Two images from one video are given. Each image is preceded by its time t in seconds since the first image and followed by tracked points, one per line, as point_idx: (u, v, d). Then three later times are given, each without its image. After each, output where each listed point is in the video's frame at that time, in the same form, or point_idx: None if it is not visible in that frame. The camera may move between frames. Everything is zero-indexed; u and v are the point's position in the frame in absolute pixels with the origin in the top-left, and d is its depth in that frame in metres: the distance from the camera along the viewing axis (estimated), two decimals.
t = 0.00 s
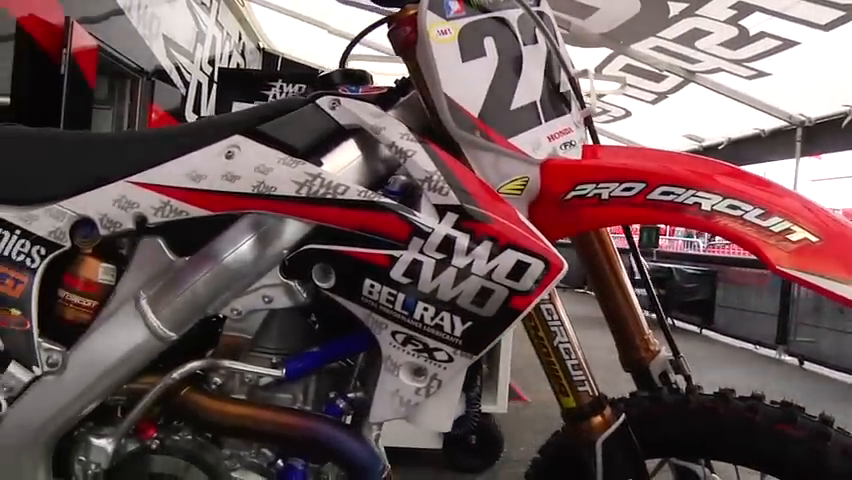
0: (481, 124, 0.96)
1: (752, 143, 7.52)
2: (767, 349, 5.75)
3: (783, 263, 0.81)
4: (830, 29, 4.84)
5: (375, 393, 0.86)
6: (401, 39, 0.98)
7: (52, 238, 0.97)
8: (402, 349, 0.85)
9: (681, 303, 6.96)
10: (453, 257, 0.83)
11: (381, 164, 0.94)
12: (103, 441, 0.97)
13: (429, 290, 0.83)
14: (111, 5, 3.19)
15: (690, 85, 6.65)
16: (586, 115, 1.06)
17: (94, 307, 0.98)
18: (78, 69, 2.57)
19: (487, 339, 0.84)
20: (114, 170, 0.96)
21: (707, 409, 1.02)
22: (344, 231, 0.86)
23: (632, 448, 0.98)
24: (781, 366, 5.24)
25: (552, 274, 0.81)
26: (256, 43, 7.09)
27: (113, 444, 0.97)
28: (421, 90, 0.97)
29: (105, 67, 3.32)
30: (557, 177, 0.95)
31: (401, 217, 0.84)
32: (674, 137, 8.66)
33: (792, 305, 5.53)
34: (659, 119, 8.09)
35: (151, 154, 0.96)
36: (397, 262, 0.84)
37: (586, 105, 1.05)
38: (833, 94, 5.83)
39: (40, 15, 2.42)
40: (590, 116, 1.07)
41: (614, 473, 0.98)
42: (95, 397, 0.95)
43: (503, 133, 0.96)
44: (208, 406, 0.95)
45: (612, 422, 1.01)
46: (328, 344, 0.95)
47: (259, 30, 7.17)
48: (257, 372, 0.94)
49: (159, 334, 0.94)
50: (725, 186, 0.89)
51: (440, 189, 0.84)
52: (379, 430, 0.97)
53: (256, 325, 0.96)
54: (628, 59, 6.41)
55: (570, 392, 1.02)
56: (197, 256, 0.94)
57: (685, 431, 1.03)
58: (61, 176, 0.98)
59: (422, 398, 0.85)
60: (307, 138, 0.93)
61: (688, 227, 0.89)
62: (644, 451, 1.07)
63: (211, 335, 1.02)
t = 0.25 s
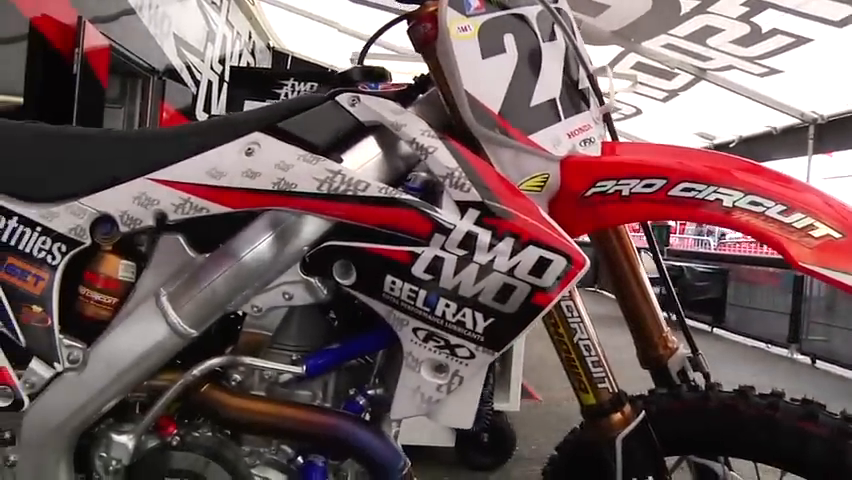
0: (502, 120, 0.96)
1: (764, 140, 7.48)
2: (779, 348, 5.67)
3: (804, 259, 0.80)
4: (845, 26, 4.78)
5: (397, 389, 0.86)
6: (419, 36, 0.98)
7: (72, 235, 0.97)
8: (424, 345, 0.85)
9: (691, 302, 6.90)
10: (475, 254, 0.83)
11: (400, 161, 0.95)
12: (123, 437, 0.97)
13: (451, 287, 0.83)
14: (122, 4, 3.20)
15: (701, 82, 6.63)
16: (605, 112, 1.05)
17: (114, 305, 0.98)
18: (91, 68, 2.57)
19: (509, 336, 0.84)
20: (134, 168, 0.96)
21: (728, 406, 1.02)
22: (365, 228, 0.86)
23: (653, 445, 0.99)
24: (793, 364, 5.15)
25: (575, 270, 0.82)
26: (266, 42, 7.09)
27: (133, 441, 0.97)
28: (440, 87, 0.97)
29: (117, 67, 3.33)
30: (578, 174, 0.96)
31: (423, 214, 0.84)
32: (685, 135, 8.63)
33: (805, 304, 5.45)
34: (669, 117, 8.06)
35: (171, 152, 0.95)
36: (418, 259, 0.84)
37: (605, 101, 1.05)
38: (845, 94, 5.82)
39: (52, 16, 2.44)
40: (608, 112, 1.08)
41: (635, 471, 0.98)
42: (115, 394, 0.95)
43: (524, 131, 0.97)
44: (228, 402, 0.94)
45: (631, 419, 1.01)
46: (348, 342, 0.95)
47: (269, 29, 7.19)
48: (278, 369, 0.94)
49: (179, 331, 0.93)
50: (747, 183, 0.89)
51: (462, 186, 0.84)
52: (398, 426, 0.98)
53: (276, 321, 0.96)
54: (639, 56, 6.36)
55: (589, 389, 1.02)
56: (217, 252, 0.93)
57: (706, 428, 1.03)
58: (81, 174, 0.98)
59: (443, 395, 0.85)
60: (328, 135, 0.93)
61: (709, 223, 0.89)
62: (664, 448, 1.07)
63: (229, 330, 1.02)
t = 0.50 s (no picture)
0: (521, 116, 0.97)
1: (776, 137, 7.43)
2: (790, 346, 5.54)
3: (825, 254, 0.80)
4: None
5: (417, 385, 0.87)
6: (438, 32, 0.98)
7: (92, 231, 0.97)
8: (444, 341, 0.86)
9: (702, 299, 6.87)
10: (495, 249, 0.83)
11: (418, 157, 0.96)
12: (143, 432, 0.97)
13: (471, 282, 0.84)
14: (133, 3, 3.20)
15: (711, 79, 6.60)
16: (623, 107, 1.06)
17: (134, 300, 0.98)
18: (101, 66, 2.58)
19: (530, 330, 0.84)
20: (153, 164, 0.96)
21: (746, 402, 1.02)
22: (385, 224, 0.86)
23: (671, 440, 1.00)
24: (804, 362, 5.11)
25: (595, 265, 0.82)
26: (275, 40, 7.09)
27: (153, 436, 0.97)
28: (460, 84, 0.98)
29: (127, 65, 3.34)
30: (597, 170, 0.95)
31: (443, 209, 0.84)
32: (696, 132, 8.59)
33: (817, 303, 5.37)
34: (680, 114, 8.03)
35: (190, 148, 0.96)
36: (438, 254, 0.84)
37: (623, 97, 1.05)
38: None
39: (64, 13, 2.45)
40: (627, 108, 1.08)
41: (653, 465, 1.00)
42: (135, 389, 0.95)
43: (543, 126, 0.97)
44: (249, 397, 0.93)
45: (650, 414, 1.01)
46: (367, 337, 0.95)
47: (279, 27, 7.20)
48: (297, 364, 0.93)
49: (198, 326, 0.93)
50: (767, 178, 0.89)
51: (482, 181, 0.85)
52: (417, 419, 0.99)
53: (295, 316, 0.97)
54: (648, 53, 6.34)
55: (608, 385, 1.02)
56: (235, 248, 0.93)
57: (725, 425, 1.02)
58: (100, 170, 0.98)
59: (464, 390, 0.86)
60: (347, 130, 0.94)
61: (729, 218, 0.88)
62: (682, 444, 1.07)
63: (249, 326, 1.04)
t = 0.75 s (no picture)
0: (540, 110, 0.97)
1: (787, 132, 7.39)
2: (800, 342, 5.45)
3: (847, 247, 0.79)
4: None
5: (436, 379, 0.87)
6: (456, 26, 0.99)
7: (111, 226, 0.97)
8: (464, 335, 0.86)
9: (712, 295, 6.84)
10: (516, 243, 0.83)
11: (436, 152, 0.97)
12: (163, 427, 0.96)
13: (492, 276, 0.84)
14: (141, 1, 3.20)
15: (721, 74, 6.56)
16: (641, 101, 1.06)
17: (153, 295, 0.98)
18: (110, 65, 2.60)
19: (550, 324, 0.84)
20: (172, 160, 0.96)
21: (765, 397, 1.02)
22: (405, 217, 0.87)
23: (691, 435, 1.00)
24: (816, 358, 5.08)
25: (616, 259, 0.82)
26: (284, 37, 7.07)
27: (172, 430, 0.96)
28: (479, 79, 0.98)
29: (135, 63, 3.34)
30: (616, 164, 0.95)
31: (464, 203, 0.85)
32: (706, 127, 8.55)
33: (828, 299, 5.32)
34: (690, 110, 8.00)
35: (208, 143, 0.95)
36: (458, 248, 0.84)
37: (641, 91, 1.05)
38: None
39: (74, 13, 2.47)
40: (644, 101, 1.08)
41: (673, 459, 1.00)
42: (154, 385, 0.96)
43: (562, 119, 0.97)
44: (268, 392, 0.93)
45: (668, 408, 1.01)
46: (386, 331, 0.95)
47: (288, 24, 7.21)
48: (315, 358, 0.93)
49: (218, 320, 0.93)
50: (788, 171, 0.88)
51: (502, 174, 0.85)
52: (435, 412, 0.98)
53: (314, 311, 0.95)
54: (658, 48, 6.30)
55: (627, 379, 1.02)
56: (253, 243, 0.93)
57: (744, 419, 1.02)
58: (118, 165, 0.98)
59: (484, 384, 0.86)
60: (365, 125, 0.94)
61: (749, 212, 0.88)
62: (700, 438, 1.06)
63: (266, 323, 1.04)
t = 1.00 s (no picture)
0: (560, 105, 0.97)
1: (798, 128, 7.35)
2: (811, 339, 5.40)
3: None
4: None
5: (458, 373, 0.87)
6: (475, 21, 0.99)
7: (130, 222, 0.97)
8: (486, 330, 0.86)
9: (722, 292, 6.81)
10: (538, 237, 0.84)
11: (454, 147, 0.96)
12: (183, 423, 0.97)
13: (514, 271, 0.84)
14: None
15: (732, 70, 6.54)
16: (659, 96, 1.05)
17: (173, 291, 0.98)
18: (120, 63, 2.60)
19: (573, 318, 0.85)
20: (191, 156, 0.96)
21: (786, 392, 1.02)
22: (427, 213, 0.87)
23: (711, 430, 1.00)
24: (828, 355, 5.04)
25: (638, 254, 0.83)
26: (293, 35, 7.07)
27: (193, 426, 0.96)
28: (498, 74, 0.98)
29: (145, 60, 3.34)
30: (636, 158, 0.95)
31: (485, 198, 0.85)
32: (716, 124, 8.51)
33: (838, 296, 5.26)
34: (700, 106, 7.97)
35: (227, 139, 0.95)
36: (479, 243, 0.85)
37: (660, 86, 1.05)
38: None
39: (85, 12, 2.47)
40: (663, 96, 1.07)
41: (694, 454, 1.00)
42: (174, 381, 0.96)
43: (582, 114, 0.97)
44: (288, 387, 0.93)
45: (688, 403, 1.01)
46: (405, 326, 0.95)
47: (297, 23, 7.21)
48: (335, 354, 0.93)
49: (238, 316, 0.93)
50: (810, 165, 0.88)
51: (523, 169, 0.86)
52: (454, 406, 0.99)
53: (334, 307, 0.95)
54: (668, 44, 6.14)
55: (647, 374, 1.01)
56: (273, 239, 0.94)
57: (765, 414, 1.01)
58: (138, 162, 0.98)
59: (506, 379, 0.86)
60: (385, 120, 0.93)
61: (771, 206, 0.88)
62: (720, 434, 1.05)
63: (285, 319, 1.04)
